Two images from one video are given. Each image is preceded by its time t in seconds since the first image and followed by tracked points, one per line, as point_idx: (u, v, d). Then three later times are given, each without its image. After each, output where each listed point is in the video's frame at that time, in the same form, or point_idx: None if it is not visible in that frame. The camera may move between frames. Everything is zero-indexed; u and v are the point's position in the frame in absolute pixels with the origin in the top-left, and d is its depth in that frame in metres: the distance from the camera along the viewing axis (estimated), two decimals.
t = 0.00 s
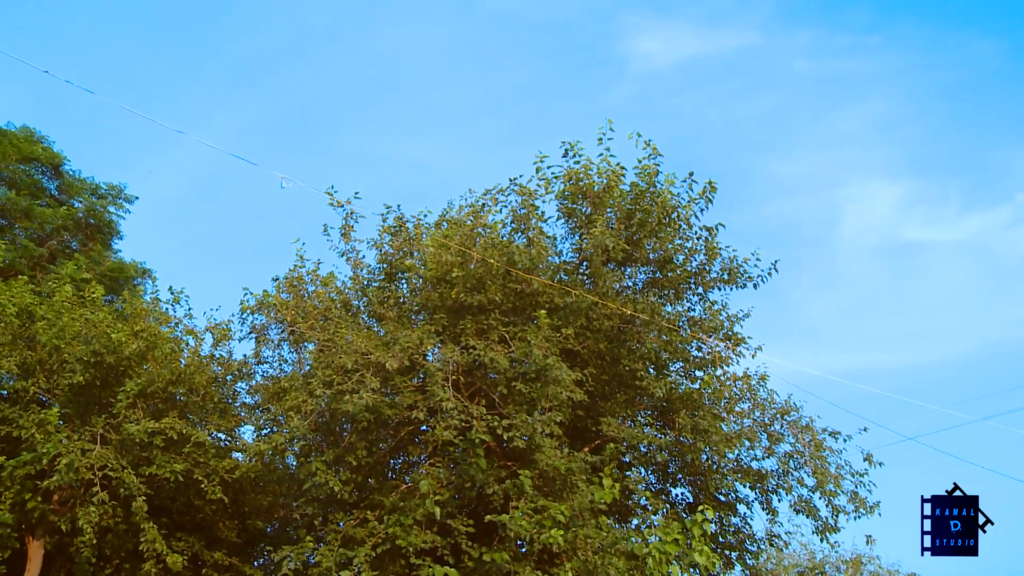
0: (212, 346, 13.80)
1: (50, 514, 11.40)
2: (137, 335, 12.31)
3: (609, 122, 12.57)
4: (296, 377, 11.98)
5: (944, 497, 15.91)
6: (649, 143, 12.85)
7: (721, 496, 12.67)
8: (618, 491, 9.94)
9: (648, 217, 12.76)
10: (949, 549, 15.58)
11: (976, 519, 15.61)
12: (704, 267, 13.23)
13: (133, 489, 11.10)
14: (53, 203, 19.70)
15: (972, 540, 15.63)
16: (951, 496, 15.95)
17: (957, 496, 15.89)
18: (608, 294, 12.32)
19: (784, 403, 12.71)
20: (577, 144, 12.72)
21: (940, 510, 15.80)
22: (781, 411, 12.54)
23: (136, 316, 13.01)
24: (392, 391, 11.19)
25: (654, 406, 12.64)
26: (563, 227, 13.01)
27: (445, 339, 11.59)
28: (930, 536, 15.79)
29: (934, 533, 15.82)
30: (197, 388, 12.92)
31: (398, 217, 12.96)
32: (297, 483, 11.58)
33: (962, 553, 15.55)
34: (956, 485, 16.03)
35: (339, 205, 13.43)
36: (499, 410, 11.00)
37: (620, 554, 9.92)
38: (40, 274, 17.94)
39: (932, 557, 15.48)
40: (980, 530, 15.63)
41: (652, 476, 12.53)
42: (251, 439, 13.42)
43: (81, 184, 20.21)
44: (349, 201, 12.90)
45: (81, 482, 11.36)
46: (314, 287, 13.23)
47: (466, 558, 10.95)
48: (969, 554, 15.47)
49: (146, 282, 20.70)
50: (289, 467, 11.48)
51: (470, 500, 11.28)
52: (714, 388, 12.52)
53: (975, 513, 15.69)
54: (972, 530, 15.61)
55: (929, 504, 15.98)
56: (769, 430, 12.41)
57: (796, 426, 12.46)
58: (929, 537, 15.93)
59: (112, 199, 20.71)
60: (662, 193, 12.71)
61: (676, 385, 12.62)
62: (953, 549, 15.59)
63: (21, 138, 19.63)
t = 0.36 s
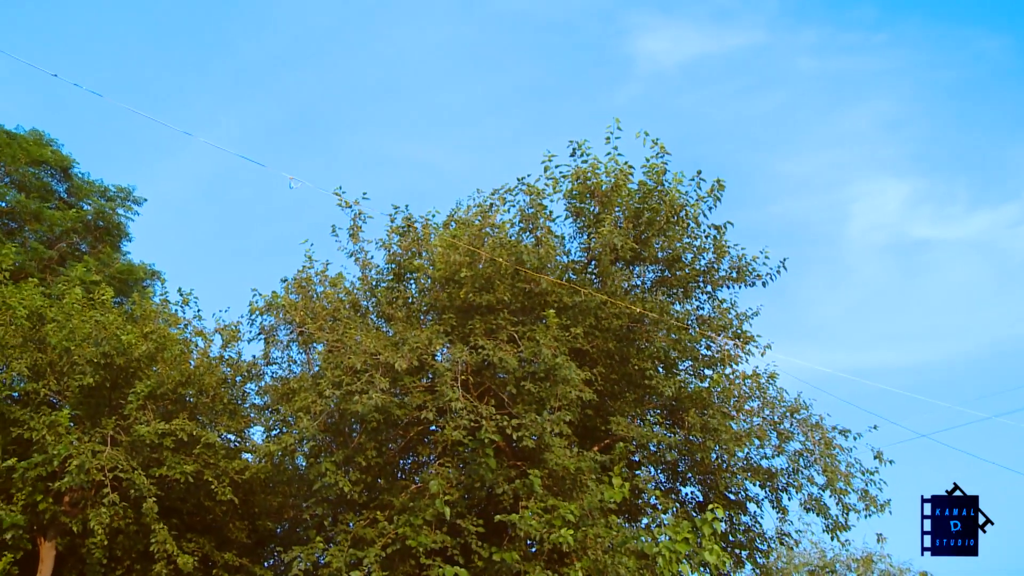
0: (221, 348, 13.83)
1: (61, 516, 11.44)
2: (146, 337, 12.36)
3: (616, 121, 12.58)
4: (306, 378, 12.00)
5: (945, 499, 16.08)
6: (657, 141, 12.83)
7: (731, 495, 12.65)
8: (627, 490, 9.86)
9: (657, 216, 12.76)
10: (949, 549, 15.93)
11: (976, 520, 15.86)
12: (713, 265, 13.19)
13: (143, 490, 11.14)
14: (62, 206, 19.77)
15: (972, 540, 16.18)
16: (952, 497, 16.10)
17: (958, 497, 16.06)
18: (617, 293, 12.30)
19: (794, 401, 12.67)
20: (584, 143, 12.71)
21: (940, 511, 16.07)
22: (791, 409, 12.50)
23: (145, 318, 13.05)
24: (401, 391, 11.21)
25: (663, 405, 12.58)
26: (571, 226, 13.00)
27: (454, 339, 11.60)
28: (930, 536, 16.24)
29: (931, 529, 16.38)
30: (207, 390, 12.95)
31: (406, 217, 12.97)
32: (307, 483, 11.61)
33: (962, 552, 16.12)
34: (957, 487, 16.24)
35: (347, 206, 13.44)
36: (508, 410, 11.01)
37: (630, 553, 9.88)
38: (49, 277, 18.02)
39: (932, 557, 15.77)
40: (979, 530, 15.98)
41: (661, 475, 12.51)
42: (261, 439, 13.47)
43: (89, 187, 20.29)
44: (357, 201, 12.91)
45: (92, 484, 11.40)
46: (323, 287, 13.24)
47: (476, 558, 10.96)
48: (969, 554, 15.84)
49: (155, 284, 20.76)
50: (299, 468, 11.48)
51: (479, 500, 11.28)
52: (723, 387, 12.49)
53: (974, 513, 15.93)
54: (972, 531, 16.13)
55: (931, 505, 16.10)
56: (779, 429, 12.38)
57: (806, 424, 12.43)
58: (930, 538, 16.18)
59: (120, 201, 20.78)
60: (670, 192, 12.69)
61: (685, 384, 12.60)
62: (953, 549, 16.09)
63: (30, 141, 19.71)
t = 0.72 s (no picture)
0: (231, 349, 13.86)
1: (72, 516, 11.48)
2: (156, 339, 12.41)
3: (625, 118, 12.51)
4: (315, 378, 12.01)
5: (945, 499, 16.00)
6: (665, 139, 12.80)
7: (741, 493, 12.62)
8: (637, 490, 9.88)
9: (665, 215, 12.73)
10: (949, 549, 15.84)
11: (976, 520, 15.85)
12: (721, 263, 13.16)
13: (154, 491, 11.18)
14: (72, 208, 19.84)
15: (972, 540, 15.92)
16: (951, 497, 16.01)
17: (957, 497, 16.00)
18: (625, 292, 12.27)
19: (804, 399, 12.63)
20: (592, 141, 12.68)
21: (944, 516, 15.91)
22: (800, 408, 12.45)
23: (155, 319, 13.09)
24: (411, 391, 11.23)
25: (673, 403, 12.61)
26: (579, 225, 12.99)
27: (463, 339, 11.60)
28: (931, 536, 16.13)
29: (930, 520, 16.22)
30: (216, 390, 12.97)
31: (415, 217, 12.98)
32: (317, 484, 11.62)
33: (962, 553, 15.81)
34: (955, 486, 16.15)
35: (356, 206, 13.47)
36: (518, 409, 11.00)
37: (641, 552, 9.91)
38: (59, 279, 18.09)
39: (933, 558, 15.71)
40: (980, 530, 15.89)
41: (671, 473, 12.48)
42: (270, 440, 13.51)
43: (99, 189, 20.38)
44: (366, 201, 12.93)
45: (103, 485, 11.44)
46: (332, 288, 13.28)
47: (487, 557, 10.96)
48: (969, 554, 15.75)
49: (164, 286, 20.82)
50: (308, 468, 11.63)
51: (489, 499, 11.28)
52: (733, 385, 12.46)
53: (974, 513, 15.90)
54: (972, 531, 15.91)
55: (930, 506, 16.04)
56: (789, 427, 12.33)
57: (816, 422, 12.38)
58: (929, 537, 16.14)
59: (129, 203, 20.85)
60: (679, 190, 12.67)
61: (695, 382, 12.58)
62: (953, 549, 15.86)
63: (40, 144, 19.79)
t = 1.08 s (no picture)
0: (249, 348, 13.93)
1: (93, 516, 11.56)
2: (174, 338, 12.47)
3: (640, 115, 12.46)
4: (332, 377, 12.06)
5: (945, 499, 16.29)
6: (680, 135, 12.73)
7: (759, 489, 12.56)
8: (656, 486, 9.90)
9: (681, 211, 12.66)
10: (949, 549, 16.24)
11: (975, 520, 16.18)
12: (738, 259, 13.09)
13: (174, 490, 11.25)
14: (89, 209, 19.99)
15: (972, 540, 16.25)
16: (951, 498, 16.29)
17: (958, 497, 16.29)
18: (642, 289, 12.25)
19: (822, 394, 12.55)
20: (608, 138, 12.62)
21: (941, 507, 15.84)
22: (819, 403, 12.38)
23: (173, 319, 13.17)
24: (428, 389, 11.23)
25: (691, 400, 12.53)
26: (595, 222, 12.95)
27: (480, 337, 11.60)
28: (930, 536, 16.34)
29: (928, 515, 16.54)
30: (234, 390, 13.03)
31: (431, 215, 12.99)
32: (335, 482, 11.68)
33: (963, 553, 16.19)
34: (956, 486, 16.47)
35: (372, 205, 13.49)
36: (535, 406, 11.00)
37: (660, 549, 9.87)
38: (78, 280, 18.24)
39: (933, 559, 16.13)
40: (979, 530, 16.20)
41: (689, 470, 12.45)
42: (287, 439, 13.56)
43: (116, 190, 20.54)
44: (381, 200, 12.94)
45: (123, 484, 11.53)
46: (348, 287, 13.30)
47: (505, 555, 10.96)
48: (969, 554, 16.11)
49: (182, 286, 20.95)
50: (325, 468, 11.59)
51: (507, 497, 11.29)
52: (751, 381, 12.38)
53: (973, 513, 16.17)
54: (972, 530, 16.22)
55: (932, 505, 16.29)
56: (807, 422, 12.26)
57: (835, 418, 12.30)
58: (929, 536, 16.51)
59: (146, 203, 20.99)
60: (695, 185, 12.60)
61: (713, 378, 12.49)
62: (953, 549, 16.24)
63: (57, 146, 19.94)
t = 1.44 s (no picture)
0: (272, 348, 13.99)
1: (120, 516, 11.65)
2: (197, 339, 12.55)
3: (660, 112, 12.43)
4: (355, 376, 12.10)
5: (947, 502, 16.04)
6: (702, 131, 12.59)
7: (784, 487, 12.46)
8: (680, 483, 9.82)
9: (703, 207, 12.52)
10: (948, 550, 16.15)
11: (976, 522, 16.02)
12: (760, 255, 12.98)
13: (199, 490, 11.33)
14: (113, 212, 20.15)
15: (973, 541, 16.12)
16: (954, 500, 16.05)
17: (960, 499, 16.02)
18: (664, 286, 12.12)
19: (846, 391, 12.42)
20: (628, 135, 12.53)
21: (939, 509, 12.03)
22: (843, 400, 12.25)
23: (196, 321, 13.25)
24: (451, 388, 11.22)
25: (714, 397, 12.43)
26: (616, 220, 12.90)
27: (502, 335, 11.59)
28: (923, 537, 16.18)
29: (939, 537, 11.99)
30: (257, 390, 13.07)
31: (452, 215, 12.98)
32: (358, 482, 11.77)
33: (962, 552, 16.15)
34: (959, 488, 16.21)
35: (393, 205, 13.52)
36: (558, 405, 10.97)
37: (684, 547, 9.77)
38: (103, 282, 18.39)
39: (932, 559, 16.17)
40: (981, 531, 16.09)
41: (713, 467, 12.36)
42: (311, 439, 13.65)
43: (138, 193, 20.70)
44: (402, 200, 12.95)
45: (148, 484, 11.61)
46: (370, 287, 13.34)
47: (529, 553, 10.94)
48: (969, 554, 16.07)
49: (204, 287, 21.09)
50: (349, 467, 11.70)
51: (531, 495, 11.27)
52: (774, 377, 12.27)
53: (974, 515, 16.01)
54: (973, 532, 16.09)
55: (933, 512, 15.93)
56: (831, 419, 12.14)
57: (860, 414, 12.17)
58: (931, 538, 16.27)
59: (168, 206, 21.15)
60: (716, 182, 12.52)
61: (736, 375, 12.42)
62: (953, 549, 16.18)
63: (81, 149, 20.11)
